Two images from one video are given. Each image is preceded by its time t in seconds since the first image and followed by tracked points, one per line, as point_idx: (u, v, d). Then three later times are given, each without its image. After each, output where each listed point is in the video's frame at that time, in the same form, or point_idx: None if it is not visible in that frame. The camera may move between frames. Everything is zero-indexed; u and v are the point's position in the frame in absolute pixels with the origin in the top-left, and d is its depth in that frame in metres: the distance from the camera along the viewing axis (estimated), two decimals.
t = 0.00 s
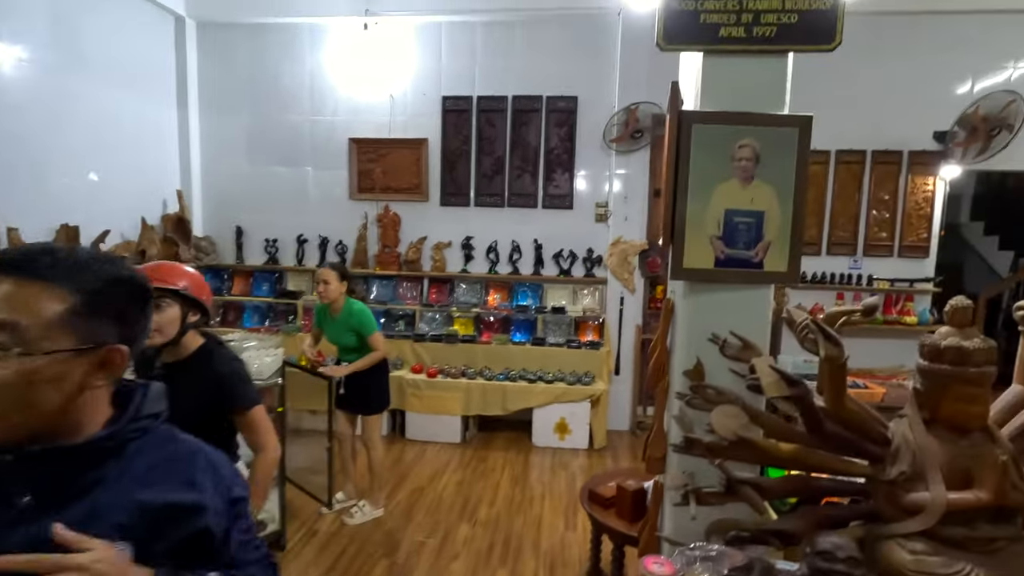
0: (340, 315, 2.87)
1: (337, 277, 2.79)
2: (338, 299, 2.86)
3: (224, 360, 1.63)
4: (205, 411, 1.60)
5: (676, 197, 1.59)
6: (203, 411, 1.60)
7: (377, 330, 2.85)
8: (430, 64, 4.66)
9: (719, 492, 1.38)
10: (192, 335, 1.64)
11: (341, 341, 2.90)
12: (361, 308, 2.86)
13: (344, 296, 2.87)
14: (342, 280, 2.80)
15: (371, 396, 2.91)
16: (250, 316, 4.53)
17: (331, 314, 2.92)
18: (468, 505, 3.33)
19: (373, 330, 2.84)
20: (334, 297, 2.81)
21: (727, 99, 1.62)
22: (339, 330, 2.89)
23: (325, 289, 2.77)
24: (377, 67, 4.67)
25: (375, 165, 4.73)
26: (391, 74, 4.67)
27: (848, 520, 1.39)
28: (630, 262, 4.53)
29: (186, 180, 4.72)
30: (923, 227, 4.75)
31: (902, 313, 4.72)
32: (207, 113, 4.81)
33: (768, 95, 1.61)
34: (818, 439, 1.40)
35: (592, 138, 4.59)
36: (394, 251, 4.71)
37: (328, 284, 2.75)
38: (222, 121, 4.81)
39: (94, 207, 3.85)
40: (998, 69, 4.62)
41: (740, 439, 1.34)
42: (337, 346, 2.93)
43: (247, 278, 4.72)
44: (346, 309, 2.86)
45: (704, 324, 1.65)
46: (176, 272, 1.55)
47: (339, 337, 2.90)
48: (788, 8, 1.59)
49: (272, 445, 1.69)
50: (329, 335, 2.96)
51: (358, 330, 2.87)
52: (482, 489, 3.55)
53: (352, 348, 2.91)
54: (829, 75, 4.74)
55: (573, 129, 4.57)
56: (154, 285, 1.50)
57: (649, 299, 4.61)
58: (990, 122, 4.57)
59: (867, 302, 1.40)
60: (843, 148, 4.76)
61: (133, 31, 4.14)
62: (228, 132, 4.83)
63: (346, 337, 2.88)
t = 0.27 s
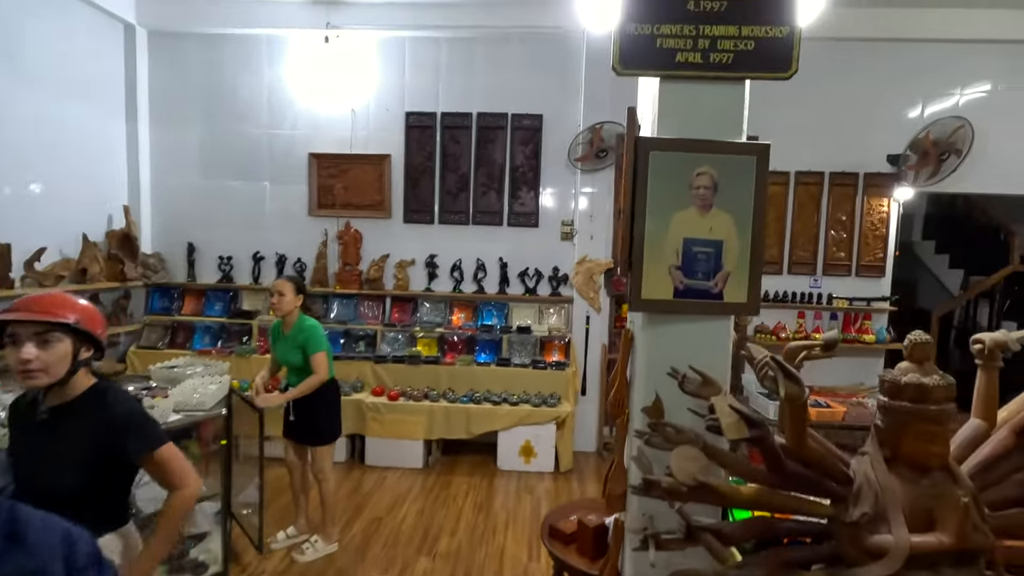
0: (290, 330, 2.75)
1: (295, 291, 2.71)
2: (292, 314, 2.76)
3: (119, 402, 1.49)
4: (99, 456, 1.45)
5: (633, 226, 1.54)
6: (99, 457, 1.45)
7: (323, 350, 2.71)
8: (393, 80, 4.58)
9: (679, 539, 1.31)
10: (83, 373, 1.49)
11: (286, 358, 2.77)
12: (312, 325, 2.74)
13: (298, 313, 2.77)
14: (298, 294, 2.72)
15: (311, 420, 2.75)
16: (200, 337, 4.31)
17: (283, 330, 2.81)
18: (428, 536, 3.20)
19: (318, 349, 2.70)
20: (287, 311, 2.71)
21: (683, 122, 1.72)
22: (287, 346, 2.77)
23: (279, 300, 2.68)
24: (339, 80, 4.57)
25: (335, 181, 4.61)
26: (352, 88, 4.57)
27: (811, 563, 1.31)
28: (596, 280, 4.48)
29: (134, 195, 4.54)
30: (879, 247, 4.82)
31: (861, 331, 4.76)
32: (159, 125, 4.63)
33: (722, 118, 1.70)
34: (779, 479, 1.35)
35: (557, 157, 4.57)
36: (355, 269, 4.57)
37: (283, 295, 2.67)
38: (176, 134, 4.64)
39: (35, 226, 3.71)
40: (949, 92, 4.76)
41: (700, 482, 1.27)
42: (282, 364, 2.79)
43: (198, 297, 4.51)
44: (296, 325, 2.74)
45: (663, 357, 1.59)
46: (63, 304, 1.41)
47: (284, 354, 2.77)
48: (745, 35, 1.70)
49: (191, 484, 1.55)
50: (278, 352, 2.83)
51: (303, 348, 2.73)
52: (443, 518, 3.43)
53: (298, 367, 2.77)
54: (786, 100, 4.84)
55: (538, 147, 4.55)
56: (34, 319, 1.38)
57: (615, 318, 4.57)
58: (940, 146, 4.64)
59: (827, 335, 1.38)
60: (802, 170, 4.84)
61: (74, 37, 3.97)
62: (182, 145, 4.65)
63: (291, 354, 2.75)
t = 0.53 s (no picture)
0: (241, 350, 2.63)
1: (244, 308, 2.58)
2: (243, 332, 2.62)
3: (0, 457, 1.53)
4: None
5: (600, 251, 1.46)
6: None
7: (276, 369, 2.58)
8: (364, 93, 4.48)
9: None
10: None
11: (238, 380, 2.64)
12: (263, 343, 2.60)
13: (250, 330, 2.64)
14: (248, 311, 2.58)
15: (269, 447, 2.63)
16: (156, 358, 4.12)
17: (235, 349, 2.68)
18: (394, 569, 3.06)
19: (270, 369, 2.57)
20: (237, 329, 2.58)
21: (652, 140, 1.69)
22: (238, 366, 2.64)
23: (227, 318, 2.55)
24: (308, 92, 4.45)
25: (303, 196, 4.48)
26: (322, 100, 4.46)
27: None
28: (571, 298, 4.43)
29: (89, 209, 4.35)
30: (851, 265, 4.82)
31: (834, 349, 4.74)
32: (119, 137, 4.47)
33: (691, 138, 1.67)
34: (752, 523, 1.24)
35: (531, 173, 4.50)
36: (323, 287, 4.43)
37: (231, 313, 2.53)
38: (136, 145, 4.47)
39: None
40: (915, 112, 4.81)
41: (670, 533, 1.19)
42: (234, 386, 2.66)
43: (156, 315, 4.33)
44: (246, 344, 2.61)
45: (633, 391, 1.51)
46: None
47: (236, 376, 2.64)
48: (715, 54, 1.68)
49: (94, 514, 1.68)
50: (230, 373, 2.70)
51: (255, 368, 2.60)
52: (411, 549, 3.29)
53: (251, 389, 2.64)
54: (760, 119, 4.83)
55: (512, 163, 4.48)
56: None
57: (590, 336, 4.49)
58: (909, 165, 4.65)
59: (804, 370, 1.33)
60: (775, 188, 4.83)
61: (22, 45, 3.78)
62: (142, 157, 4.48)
63: (242, 376, 2.62)
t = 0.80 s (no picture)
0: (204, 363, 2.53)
1: (208, 319, 2.51)
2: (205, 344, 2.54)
3: None
4: None
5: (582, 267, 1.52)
6: None
7: (242, 379, 2.50)
8: (345, 98, 4.38)
9: None
10: None
11: (200, 395, 2.53)
12: (226, 354, 2.51)
13: (213, 342, 2.56)
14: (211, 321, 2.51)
15: (239, 463, 2.53)
16: (127, 371, 4.00)
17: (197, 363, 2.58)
18: None
19: (235, 380, 2.48)
20: (199, 341, 2.50)
21: (634, 151, 1.69)
22: (200, 381, 2.54)
23: (188, 328, 2.47)
24: (287, 96, 4.35)
25: (282, 203, 4.37)
26: (301, 105, 4.36)
27: None
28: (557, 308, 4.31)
29: (59, 216, 4.21)
30: (839, 275, 4.78)
31: (823, 359, 4.71)
32: (92, 141, 4.34)
33: (677, 145, 1.69)
34: (746, 561, 1.15)
35: (516, 180, 4.42)
36: (302, 297, 4.31)
37: (192, 323, 2.45)
38: (111, 150, 4.35)
39: None
40: (902, 121, 4.78)
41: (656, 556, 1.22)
42: (197, 402, 2.55)
43: (129, 326, 4.20)
44: (209, 356, 2.52)
45: (616, 410, 1.55)
46: None
47: (198, 391, 2.53)
48: (702, 58, 1.68)
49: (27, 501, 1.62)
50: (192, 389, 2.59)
51: (218, 381, 2.50)
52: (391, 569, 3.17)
53: (215, 404, 2.53)
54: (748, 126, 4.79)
55: (497, 170, 4.39)
56: None
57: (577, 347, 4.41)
58: (897, 175, 4.61)
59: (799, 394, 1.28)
60: (763, 196, 4.78)
61: None
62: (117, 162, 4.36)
63: (205, 390, 2.52)
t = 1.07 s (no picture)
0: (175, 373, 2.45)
1: (179, 328, 2.43)
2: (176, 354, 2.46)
3: None
4: None
5: (570, 282, 1.54)
6: None
7: (218, 389, 2.43)
8: (333, 101, 4.31)
9: None
10: None
11: (172, 408, 2.44)
12: (199, 364, 2.45)
13: (185, 352, 2.48)
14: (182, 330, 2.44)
15: (219, 476, 2.48)
16: (107, 381, 3.91)
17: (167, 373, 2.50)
18: None
19: (210, 390, 2.42)
20: (171, 351, 2.42)
21: (622, 159, 1.63)
22: (172, 394, 2.45)
23: (159, 339, 2.39)
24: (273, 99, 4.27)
25: (268, 208, 4.28)
26: (288, 108, 4.28)
27: None
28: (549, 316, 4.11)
29: (37, 221, 4.11)
30: (832, 281, 4.74)
31: (817, 367, 4.65)
32: (72, 145, 4.25)
33: (666, 152, 1.63)
34: None
35: (506, 186, 4.36)
36: (288, 304, 4.22)
37: (164, 333, 2.38)
38: (92, 154, 4.25)
39: None
40: (894, 127, 4.75)
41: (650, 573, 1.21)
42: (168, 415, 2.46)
43: (109, 334, 4.11)
44: (181, 367, 2.44)
45: (604, 429, 1.56)
46: None
47: (170, 404, 2.44)
48: (693, 60, 1.62)
49: None
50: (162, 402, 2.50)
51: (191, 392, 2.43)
52: None
53: (189, 418, 2.45)
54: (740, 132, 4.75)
55: (487, 175, 4.33)
56: None
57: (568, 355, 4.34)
58: (891, 180, 4.40)
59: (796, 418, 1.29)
60: (755, 203, 4.74)
61: None
62: (98, 166, 4.27)
63: (177, 402, 2.43)
